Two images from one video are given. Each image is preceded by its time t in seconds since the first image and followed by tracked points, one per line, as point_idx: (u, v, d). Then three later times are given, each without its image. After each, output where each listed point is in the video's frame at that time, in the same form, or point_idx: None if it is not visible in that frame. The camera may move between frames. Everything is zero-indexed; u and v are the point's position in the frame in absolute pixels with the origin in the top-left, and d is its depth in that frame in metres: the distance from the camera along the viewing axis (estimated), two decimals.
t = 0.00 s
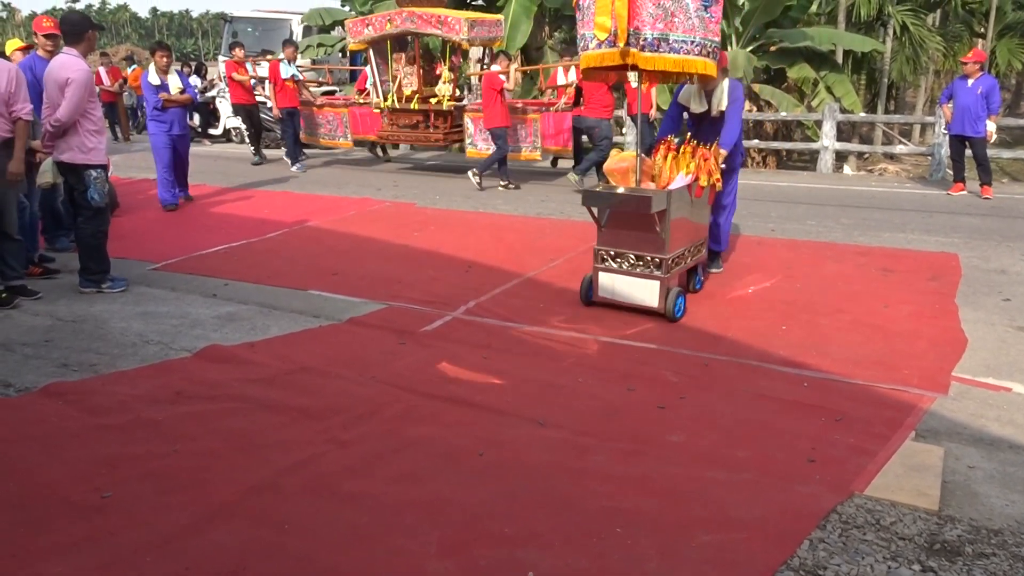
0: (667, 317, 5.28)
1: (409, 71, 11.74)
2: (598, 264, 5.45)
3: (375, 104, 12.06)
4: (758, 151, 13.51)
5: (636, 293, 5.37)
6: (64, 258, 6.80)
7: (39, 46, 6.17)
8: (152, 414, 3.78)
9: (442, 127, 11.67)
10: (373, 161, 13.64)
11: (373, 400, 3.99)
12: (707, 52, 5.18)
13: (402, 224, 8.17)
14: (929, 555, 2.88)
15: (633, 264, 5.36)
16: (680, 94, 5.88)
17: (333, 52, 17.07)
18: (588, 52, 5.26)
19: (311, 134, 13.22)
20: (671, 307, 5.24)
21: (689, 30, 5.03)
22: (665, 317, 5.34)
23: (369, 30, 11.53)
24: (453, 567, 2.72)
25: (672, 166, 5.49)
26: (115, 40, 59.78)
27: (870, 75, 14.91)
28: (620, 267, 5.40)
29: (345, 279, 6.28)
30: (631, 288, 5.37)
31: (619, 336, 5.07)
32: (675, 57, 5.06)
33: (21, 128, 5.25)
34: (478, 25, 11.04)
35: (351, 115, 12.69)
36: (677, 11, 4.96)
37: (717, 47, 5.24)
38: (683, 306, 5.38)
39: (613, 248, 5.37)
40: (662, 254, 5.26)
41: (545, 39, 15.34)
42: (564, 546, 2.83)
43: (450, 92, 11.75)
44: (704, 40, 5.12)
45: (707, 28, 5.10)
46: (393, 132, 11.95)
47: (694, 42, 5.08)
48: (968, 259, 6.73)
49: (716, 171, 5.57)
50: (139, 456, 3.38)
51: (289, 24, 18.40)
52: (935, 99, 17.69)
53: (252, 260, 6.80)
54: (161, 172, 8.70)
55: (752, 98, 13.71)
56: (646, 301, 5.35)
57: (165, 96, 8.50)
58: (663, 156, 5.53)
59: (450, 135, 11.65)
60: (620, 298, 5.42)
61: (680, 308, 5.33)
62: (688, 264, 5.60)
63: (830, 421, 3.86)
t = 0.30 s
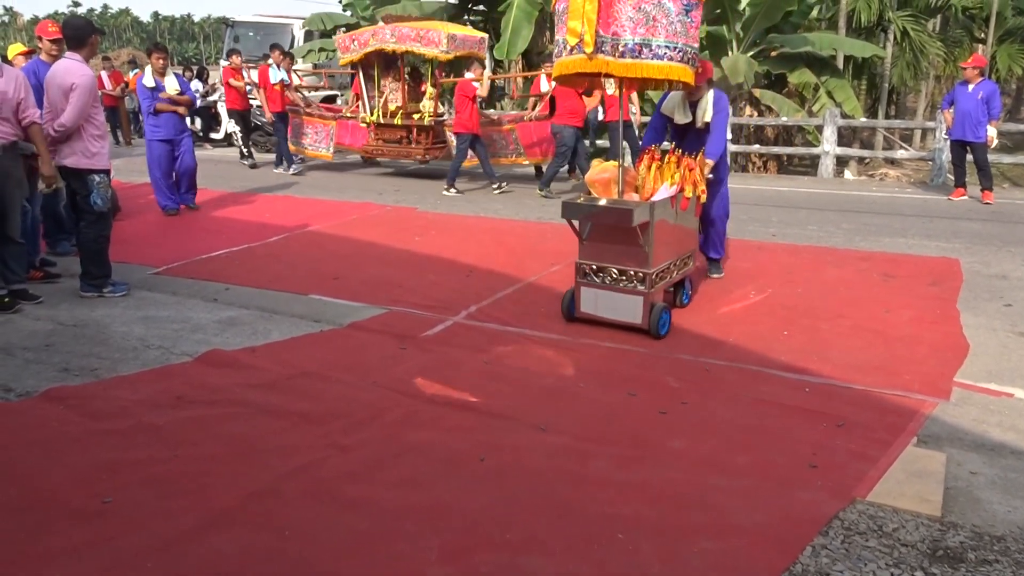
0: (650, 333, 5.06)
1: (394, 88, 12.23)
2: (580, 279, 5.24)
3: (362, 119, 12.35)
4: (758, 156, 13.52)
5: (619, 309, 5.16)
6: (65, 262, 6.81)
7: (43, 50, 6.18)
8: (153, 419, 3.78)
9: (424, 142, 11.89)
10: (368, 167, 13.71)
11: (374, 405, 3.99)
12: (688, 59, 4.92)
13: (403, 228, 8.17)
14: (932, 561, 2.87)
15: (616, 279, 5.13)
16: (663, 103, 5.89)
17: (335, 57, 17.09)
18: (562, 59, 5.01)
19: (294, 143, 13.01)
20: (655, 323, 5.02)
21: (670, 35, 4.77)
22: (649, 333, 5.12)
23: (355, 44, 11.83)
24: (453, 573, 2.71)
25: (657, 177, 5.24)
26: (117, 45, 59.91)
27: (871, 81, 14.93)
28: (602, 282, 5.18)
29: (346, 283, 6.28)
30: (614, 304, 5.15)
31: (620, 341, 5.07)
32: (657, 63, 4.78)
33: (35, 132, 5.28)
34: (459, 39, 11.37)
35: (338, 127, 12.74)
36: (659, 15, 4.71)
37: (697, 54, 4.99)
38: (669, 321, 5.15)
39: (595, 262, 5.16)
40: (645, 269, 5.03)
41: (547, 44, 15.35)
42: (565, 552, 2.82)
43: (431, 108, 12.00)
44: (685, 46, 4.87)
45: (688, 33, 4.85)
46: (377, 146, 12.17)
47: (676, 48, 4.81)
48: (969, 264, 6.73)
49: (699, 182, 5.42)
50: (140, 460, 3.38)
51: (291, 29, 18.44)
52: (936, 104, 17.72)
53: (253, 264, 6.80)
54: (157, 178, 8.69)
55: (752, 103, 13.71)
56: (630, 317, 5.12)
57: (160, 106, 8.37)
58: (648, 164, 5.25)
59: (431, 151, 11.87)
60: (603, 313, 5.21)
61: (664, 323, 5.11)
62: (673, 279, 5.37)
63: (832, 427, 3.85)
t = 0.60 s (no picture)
0: (641, 348, 4.98)
1: (378, 84, 12.13)
2: (569, 293, 5.16)
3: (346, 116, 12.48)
4: (759, 164, 13.54)
5: (610, 323, 5.09)
6: (66, 269, 6.81)
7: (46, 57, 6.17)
8: (154, 426, 3.78)
9: (409, 138, 12.00)
10: (350, 174, 13.61)
11: (375, 413, 3.99)
12: (669, 68, 4.86)
13: (404, 236, 8.18)
14: (933, 572, 2.86)
15: (606, 293, 5.06)
16: (651, 112, 5.90)
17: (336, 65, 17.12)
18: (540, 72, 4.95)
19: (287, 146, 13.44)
20: (645, 338, 4.94)
21: (652, 43, 4.72)
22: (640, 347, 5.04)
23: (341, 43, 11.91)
24: None
25: (648, 189, 5.23)
26: (119, 52, 60.06)
27: (872, 89, 14.96)
28: (592, 296, 5.10)
29: (347, 291, 6.28)
30: (604, 318, 5.08)
31: (621, 349, 5.07)
32: (639, 72, 4.72)
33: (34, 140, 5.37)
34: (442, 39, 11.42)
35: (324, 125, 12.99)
36: (639, 22, 4.67)
37: (678, 62, 4.92)
38: (660, 336, 5.08)
39: (584, 276, 5.08)
40: (635, 283, 4.95)
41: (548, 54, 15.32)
42: (566, 562, 2.82)
43: (415, 105, 11.95)
44: (667, 55, 4.81)
45: (669, 42, 4.79)
46: (363, 144, 12.30)
47: (658, 57, 4.76)
48: (971, 273, 6.73)
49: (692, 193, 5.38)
50: (141, 469, 3.38)
51: (292, 37, 18.46)
52: (937, 113, 17.74)
53: (254, 272, 6.80)
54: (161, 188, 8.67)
55: (753, 111, 13.73)
56: (620, 332, 5.05)
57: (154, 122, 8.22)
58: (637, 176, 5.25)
59: (416, 146, 12.00)
60: (593, 328, 5.13)
61: (655, 339, 5.03)
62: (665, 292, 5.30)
63: (833, 436, 3.85)
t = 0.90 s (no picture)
0: (645, 353, 4.99)
1: (367, 105, 12.47)
2: (574, 299, 5.18)
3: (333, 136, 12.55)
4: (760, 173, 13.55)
5: (614, 329, 5.09)
6: (68, 274, 6.83)
7: (51, 63, 6.20)
8: (155, 431, 3.77)
9: (399, 158, 12.27)
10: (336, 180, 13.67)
11: (376, 419, 3.98)
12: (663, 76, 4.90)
13: (406, 243, 8.18)
14: None
15: (610, 298, 5.07)
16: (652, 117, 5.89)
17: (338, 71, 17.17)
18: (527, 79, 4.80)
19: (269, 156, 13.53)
20: (650, 344, 4.95)
21: (650, 53, 4.74)
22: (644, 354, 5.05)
23: (326, 63, 12.16)
24: None
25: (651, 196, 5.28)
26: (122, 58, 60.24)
27: (873, 98, 14.98)
28: (597, 301, 5.11)
29: (348, 297, 6.28)
30: (608, 324, 5.09)
31: (623, 357, 5.08)
32: (638, 81, 4.73)
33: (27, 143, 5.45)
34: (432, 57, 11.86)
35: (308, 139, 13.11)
36: (641, 31, 4.67)
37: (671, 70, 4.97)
38: (664, 342, 5.08)
39: (589, 282, 5.09)
40: (640, 289, 4.96)
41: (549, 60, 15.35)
42: (567, 570, 2.81)
43: (406, 124, 12.30)
44: (662, 63, 4.86)
45: (662, 50, 4.84)
46: (352, 162, 12.44)
47: (655, 65, 4.80)
48: (972, 282, 6.72)
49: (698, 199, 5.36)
50: (142, 474, 3.37)
51: (295, 44, 18.51)
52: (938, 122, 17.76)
53: (256, 278, 6.81)
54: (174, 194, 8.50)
55: (754, 120, 13.75)
56: (624, 337, 5.06)
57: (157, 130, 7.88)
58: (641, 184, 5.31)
59: (407, 165, 12.28)
60: (597, 334, 5.14)
61: (659, 345, 5.04)
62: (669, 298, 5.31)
63: (835, 444, 3.84)
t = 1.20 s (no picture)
0: (654, 356, 5.07)
1: (353, 95, 12.53)
2: (585, 301, 5.27)
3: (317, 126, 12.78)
4: (762, 181, 13.57)
5: (624, 332, 5.18)
6: (69, 279, 6.84)
7: (55, 68, 6.25)
8: (156, 438, 3.77)
9: (384, 148, 12.54)
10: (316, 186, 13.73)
11: (377, 427, 3.97)
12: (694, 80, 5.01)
13: (408, 250, 8.18)
14: None
15: (621, 301, 5.17)
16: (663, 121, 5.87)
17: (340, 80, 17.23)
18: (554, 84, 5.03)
19: (245, 154, 13.59)
20: (659, 346, 5.03)
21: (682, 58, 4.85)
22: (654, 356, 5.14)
23: (314, 54, 12.28)
24: None
25: (662, 202, 5.43)
26: (125, 64, 60.39)
27: (874, 107, 15.01)
28: (607, 304, 5.21)
29: (350, 304, 6.28)
30: (619, 326, 5.18)
31: (624, 364, 5.08)
32: (670, 85, 4.82)
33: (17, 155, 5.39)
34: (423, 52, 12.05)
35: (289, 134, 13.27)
36: (672, 37, 4.76)
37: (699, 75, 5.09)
38: (673, 344, 5.17)
39: (599, 285, 5.19)
40: (650, 292, 5.06)
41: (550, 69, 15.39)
42: None
43: (392, 116, 12.48)
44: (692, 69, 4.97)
45: (692, 57, 4.94)
46: (335, 153, 12.67)
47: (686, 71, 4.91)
48: (974, 291, 6.72)
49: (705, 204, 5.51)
50: (142, 480, 3.36)
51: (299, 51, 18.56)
52: (939, 131, 17.79)
53: (257, 284, 6.81)
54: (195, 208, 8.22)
55: (755, 128, 13.77)
56: (635, 340, 5.15)
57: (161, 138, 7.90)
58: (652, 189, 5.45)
59: (391, 156, 12.52)
60: (608, 336, 5.23)
61: (669, 347, 5.13)
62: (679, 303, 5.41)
63: (836, 453, 3.83)
